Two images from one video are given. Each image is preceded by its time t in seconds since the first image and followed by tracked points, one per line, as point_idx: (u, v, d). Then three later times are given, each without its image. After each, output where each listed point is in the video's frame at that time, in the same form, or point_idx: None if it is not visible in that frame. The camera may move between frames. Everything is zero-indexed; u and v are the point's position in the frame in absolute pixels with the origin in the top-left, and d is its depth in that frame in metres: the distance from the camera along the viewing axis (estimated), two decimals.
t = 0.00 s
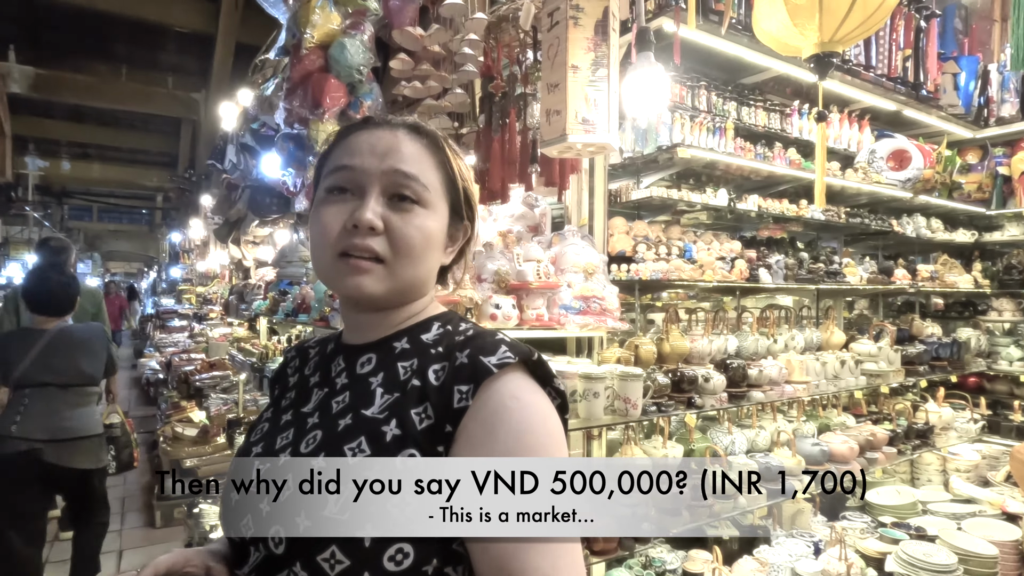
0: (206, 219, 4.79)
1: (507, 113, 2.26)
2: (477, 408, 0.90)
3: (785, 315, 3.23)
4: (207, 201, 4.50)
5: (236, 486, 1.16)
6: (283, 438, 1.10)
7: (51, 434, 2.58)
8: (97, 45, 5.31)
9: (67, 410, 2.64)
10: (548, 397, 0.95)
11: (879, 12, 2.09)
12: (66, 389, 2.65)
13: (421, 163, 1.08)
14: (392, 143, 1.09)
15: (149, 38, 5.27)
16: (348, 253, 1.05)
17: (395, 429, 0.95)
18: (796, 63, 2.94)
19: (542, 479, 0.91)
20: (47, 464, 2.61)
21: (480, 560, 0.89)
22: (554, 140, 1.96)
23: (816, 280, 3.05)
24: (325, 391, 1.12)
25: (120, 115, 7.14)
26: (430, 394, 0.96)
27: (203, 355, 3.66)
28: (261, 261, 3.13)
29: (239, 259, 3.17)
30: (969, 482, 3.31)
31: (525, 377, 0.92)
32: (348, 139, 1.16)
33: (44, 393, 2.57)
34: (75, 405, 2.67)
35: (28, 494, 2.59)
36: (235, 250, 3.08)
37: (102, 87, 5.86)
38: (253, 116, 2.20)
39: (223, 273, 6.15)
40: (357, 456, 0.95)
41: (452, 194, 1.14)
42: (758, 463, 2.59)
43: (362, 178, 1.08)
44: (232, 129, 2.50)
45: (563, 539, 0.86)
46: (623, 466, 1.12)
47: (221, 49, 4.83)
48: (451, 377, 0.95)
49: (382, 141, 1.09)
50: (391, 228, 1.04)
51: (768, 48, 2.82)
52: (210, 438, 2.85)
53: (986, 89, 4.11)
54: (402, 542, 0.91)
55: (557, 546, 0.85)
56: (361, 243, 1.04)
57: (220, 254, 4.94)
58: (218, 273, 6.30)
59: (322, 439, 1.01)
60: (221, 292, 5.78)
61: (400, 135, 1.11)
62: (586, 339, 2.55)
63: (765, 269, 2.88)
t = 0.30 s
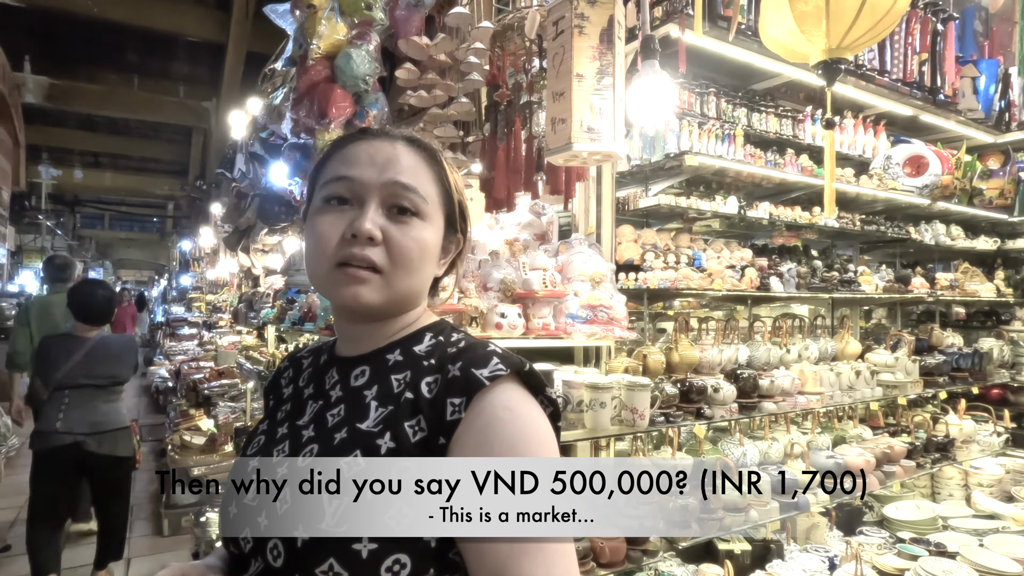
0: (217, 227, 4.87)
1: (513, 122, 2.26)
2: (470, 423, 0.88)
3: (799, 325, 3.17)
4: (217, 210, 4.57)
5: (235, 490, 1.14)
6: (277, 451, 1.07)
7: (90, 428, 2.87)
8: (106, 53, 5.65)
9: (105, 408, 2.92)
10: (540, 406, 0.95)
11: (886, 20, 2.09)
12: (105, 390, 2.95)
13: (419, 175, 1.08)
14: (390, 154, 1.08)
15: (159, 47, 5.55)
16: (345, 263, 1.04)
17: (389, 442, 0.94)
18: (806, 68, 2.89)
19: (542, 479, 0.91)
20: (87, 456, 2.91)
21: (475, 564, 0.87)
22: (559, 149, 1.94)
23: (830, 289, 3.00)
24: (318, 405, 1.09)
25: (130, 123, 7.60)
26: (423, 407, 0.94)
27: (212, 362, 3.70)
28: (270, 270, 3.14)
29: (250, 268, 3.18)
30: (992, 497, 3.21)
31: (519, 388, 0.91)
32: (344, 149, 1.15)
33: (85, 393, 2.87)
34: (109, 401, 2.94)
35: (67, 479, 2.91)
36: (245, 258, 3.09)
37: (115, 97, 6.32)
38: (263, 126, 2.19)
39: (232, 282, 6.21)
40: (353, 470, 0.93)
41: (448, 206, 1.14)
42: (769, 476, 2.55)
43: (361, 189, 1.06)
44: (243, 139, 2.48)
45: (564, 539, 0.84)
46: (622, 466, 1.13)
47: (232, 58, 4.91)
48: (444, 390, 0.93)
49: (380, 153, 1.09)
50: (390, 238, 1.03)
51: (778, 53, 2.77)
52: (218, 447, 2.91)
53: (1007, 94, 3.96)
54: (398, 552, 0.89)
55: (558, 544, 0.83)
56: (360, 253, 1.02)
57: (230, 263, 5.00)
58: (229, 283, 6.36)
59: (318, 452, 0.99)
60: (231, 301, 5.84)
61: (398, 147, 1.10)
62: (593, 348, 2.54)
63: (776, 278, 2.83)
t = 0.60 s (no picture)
0: (224, 228, 4.91)
1: (521, 119, 2.25)
2: (474, 406, 0.86)
3: (813, 325, 3.12)
4: (223, 211, 4.58)
5: (238, 487, 1.13)
6: (283, 440, 1.06)
7: (110, 418, 2.98)
8: (116, 58, 5.78)
9: (124, 400, 3.03)
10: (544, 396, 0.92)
11: (901, 13, 2.05)
12: (125, 384, 3.06)
13: (430, 162, 1.08)
14: (402, 141, 1.08)
15: (167, 49, 5.67)
16: (358, 248, 1.02)
17: (392, 428, 0.92)
18: (819, 63, 2.85)
19: (542, 479, 0.88)
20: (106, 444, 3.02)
21: (476, 562, 0.85)
22: (568, 145, 1.92)
23: (845, 288, 2.94)
24: (324, 391, 1.09)
25: (136, 126, 7.77)
26: (427, 394, 0.92)
27: (219, 363, 3.70)
28: (276, 271, 3.13)
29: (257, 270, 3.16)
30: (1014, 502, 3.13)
31: (522, 375, 0.89)
32: (355, 138, 1.14)
33: (106, 385, 2.99)
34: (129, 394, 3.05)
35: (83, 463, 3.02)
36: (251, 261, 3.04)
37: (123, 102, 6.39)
38: (270, 127, 2.18)
39: (237, 283, 6.24)
40: (356, 456, 0.92)
41: (457, 195, 1.14)
42: (784, 478, 2.51)
43: (373, 174, 1.06)
44: (251, 140, 2.45)
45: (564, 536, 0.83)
46: (622, 466, 1.10)
47: (240, 58, 4.95)
48: (446, 376, 0.91)
49: (392, 140, 1.08)
50: (402, 223, 1.02)
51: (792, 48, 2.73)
52: (225, 449, 2.87)
53: None
54: (403, 539, 0.88)
55: (558, 544, 0.81)
56: (373, 237, 1.01)
57: (237, 264, 5.03)
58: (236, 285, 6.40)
59: (321, 440, 0.98)
60: (238, 302, 5.86)
61: (409, 135, 1.10)
62: (603, 348, 2.51)
63: (790, 277, 2.78)
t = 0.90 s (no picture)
0: (224, 233, 4.92)
1: (526, 131, 2.21)
2: (478, 425, 0.85)
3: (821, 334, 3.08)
4: (226, 217, 4.57)
5: (240, 489, 1.15)
6: (286, 453, 1.04)
7: (109, 414, 3.11)
8: (118, 62, 5.83)
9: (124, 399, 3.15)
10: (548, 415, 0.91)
11: (909, 27, 2.02)
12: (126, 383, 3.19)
13: (435, 177, 1.06)
14: (408, 159, 1.08)
15: (169, 53, 5.70)
16: (359, 258, 1.00)
17: (396, 447, 0.90)
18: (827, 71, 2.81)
19: (542, 479, 0.88)
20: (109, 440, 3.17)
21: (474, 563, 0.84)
22: (573, 157, 1.90)
23: (854, 298, 2.91)
24: (325, 407, 1.06)
25: (139, 129, 7.84)
26: (432, 413, 0.91)
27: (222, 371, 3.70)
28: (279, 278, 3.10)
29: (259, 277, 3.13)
30: None
31: (526, 395, 0.87)
32: (364, 158, 1.14)
33: (105, 385, 3.11)
34: (128, 393, 3.18)
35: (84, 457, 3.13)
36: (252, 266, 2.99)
37: (121, 104, 6.45)
38: (272, 133, 2.17)
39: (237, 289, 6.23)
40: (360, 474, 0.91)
41: (463, 213, 1.11)
42: (791, 491, 2.50)
43: (378, 188, 1.05)
44: (253, 146, 2.40)
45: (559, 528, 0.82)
46: (622, 466, 1.10)
47: (241, 62, 4.96)
48: (451, 395, 0.89)
49: (399, 157, 1.08)
50: (405, 236, 1.00)
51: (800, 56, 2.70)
52: (227, 456, 2.88)
53: None
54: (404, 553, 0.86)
55: (557, 547, 0.80)
56: (374, 247, 0.99)
57: (239, 271, 5.04)
58: (234, 290, 6.42)
59: (325, 454, 0.96)
60: (239, 307, 5.86)
61: (416, 153, 1.10)
62: (608, 359, 2.48)
63: (798, 286, 2.76)
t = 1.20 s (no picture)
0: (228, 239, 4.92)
1: (534, 134, 2.14)
2: (489, 441, 0.81)
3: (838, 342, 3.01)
4: (229, 223, 4.57)
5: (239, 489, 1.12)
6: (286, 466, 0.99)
7: (120, 415, 3.25)
8: (122, 68, 5.89)
9: (132, 401, 3.29)
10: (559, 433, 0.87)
11: (931, 24, 1.96)
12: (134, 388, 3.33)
13: (453, 185, 1.02)
14: (426, 164, 1.04)
15: (173, 59, 5.75)
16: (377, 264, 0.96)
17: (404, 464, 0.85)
18: (843, 71, 2.75)
19: (542, 479, 0.83)
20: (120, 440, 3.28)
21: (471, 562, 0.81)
22: (582, 161, 1.86)
23: (871, 305, 2.84)
24: (328, 419, 1.01)
25: (143, 135, 7.93)
26: (441, 428, 0.86)
27: (225, 377, 3.67)
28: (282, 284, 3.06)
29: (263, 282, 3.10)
30: None
31: (539, 412, 0.83)
32: (377, 161, 1.09)
33: (114, 390, 3.26)
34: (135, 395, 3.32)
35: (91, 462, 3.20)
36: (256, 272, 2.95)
37: (125, 109, 6.51)
38: (275, 137, 2.14)
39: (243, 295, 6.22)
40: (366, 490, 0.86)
41: (479, 222, 1.08)
42: (807, 504, 2.44)
43: (396, 194, 1.00)
44: (258, 151, 2.36)
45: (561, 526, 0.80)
46: (622, 465, 1.04)
47: (245, 67, 4.97)
48: (461, 410, 0.85)
49: (416, 163, 1.04)
50: (424, 243, 0.96)
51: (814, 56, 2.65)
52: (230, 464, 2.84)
53: None
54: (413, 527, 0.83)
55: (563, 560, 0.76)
56: (394, 255, 0.95)
57: (242, 276, 5.02)
58: (238, 295, 6.42)
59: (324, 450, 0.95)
60: (243, 313, 5.85)
61: (434, 159, 1.05)
62: (618, 368, 2.43)
63: (813, 293, 2.70)
